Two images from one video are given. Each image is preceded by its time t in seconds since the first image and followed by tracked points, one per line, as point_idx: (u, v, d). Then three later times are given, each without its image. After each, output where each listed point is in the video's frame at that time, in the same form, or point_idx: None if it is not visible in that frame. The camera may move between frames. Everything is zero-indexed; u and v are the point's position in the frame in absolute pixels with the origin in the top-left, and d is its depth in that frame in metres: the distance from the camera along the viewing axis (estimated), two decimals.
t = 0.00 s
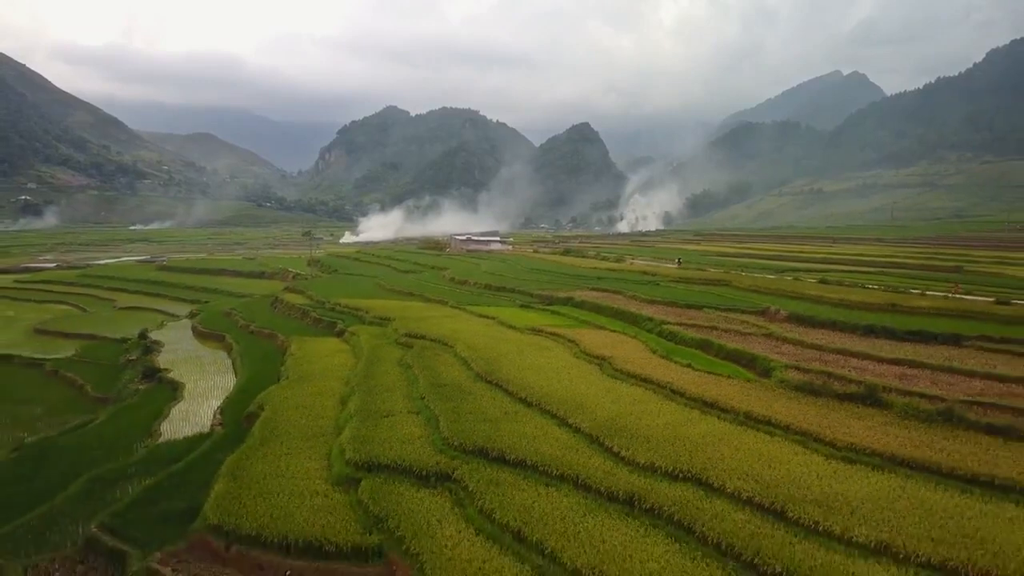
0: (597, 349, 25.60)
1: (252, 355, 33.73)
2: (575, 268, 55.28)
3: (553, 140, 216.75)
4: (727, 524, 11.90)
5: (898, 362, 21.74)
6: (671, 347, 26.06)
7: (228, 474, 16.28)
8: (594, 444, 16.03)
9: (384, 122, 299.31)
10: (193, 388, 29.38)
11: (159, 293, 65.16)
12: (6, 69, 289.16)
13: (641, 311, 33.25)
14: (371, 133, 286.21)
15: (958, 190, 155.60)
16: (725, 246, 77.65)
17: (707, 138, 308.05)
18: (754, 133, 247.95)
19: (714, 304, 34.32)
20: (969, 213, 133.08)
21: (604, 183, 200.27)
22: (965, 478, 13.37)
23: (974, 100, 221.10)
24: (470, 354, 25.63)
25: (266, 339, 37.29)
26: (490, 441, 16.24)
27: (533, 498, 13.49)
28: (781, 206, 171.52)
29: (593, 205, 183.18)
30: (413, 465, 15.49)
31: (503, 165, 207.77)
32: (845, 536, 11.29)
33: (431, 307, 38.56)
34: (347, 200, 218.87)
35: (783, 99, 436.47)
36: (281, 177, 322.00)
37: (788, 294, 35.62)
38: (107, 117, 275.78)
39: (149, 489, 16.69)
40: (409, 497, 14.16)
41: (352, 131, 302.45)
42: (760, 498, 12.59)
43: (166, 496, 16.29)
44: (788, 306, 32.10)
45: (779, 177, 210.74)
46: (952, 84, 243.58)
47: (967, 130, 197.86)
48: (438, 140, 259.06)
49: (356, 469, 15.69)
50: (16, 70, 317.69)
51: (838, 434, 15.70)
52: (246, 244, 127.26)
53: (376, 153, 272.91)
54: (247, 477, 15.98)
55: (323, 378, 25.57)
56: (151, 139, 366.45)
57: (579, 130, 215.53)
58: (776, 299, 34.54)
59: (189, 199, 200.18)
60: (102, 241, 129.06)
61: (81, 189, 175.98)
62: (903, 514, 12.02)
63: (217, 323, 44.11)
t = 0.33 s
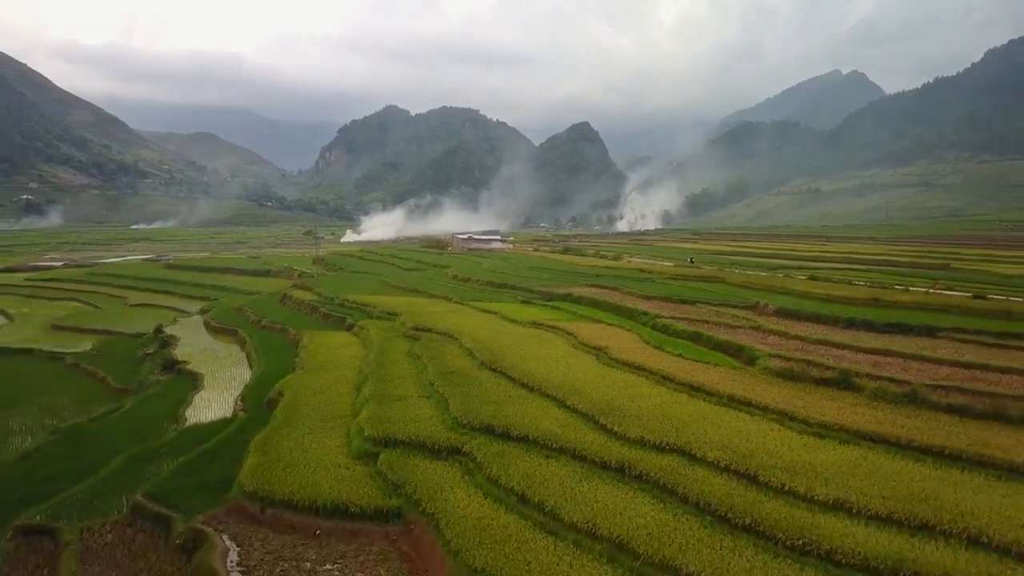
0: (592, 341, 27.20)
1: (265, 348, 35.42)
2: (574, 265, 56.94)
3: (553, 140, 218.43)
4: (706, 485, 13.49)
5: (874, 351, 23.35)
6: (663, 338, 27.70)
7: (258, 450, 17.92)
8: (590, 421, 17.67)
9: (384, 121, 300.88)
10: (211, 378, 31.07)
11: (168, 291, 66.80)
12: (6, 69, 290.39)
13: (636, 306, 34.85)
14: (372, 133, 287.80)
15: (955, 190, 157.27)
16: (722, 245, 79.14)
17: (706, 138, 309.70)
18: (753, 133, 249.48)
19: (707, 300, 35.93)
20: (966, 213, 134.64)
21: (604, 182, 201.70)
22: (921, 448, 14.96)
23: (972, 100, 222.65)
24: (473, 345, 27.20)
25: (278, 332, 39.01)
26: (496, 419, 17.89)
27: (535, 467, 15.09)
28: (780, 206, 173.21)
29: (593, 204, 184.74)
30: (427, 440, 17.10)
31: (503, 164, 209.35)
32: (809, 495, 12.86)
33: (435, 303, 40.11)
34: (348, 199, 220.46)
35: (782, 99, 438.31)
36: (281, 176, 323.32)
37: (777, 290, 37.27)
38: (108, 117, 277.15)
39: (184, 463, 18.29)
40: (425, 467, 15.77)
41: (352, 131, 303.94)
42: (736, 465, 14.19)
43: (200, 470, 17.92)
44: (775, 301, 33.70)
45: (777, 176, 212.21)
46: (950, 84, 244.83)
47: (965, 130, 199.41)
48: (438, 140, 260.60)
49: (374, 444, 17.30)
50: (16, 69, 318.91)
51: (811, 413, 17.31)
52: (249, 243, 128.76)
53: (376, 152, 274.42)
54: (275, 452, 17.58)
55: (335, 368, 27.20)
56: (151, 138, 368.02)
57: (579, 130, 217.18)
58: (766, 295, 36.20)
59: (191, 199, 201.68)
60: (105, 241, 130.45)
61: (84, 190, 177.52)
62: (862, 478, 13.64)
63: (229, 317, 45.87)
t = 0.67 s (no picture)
0: (589, 334, 28.81)
1: (277, 342, 37.05)
2: (573, 263, 58.54)
3: (553, 140, 220.00)
4: (686, 455, 15.11)
5: (852, 341, 24.99)
6: (656, 331, 29.33)
7: (281, 430, 19.56)
8: (584, 403, 19.30)
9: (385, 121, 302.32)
10: (227, 370, 32.72)
11: (177, 288, 68.39)
12: (8, 69, 291.55)
13: (633, 302, 36.46)
14: (372, 132, 289.35)
15: (952, 189, 158.87)
16: (719, 244, 80.75)
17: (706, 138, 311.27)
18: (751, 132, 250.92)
19: (699, 295, 37.53)
20: (961, 212, 136.13)
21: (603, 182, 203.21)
22: (884, 425, 16.53)
23: (969, 100, 224.12)
24: (477, 337, 28.83)
25: (288, 327, 40.64)
26: (499, 401, 19.51)
27: (534, 442, 16.72)
28: (778, 205, 174.80)
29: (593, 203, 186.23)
30: (436, 420, 18.72)
31: (502, 163, 210.92)
32: (777, 463, 14.48)
33: (438, 300, 41.71)
34: (348, 199, 221.94)
35: (782, 98, 439.72)
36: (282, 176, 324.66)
37: (767, 286, 38.86)
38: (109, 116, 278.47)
39: (213, 442, 19.94)
40: (435, 444, 17.38)
41: (353, 130, 305.50)
42: (714, 439, 15.80)
43: (229, 448, 19.56)
44: (764, 296, 35.29)
45: (776, 176, 213.62)
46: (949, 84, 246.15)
47: (962, 130, 200.94)
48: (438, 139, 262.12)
49: (388, 424, 18.93)
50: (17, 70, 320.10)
51: (787, 395, 18.93)
52: (251, 242, 130.23)
53: (377, 151, 275.92)
54: (298, 431, 19.26)
55: (346, 359, 28.85)
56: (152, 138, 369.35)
57: (578, 129, 218.76)
58: (756, 291, 37.79)
59: (192, 198, 203.06)
60: (109, 240, 131.84)
61: (86, 189, 178.91)
62: (826, 449, 15.23)
63: (239, 314, 47.46)
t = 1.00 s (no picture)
0: (585, 327, 30.38)
1: (288, 336, 38.75)
2: (571, 262, 60.15)
3: (554, 140, 221.73)
4: (667, 431, 16.76)
5: (833, 333, 26.60)
6: (650, 324, 30.97)
7: (299, 412, 21.25)
8: (579, 387, 20.96)
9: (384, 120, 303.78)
10: (241, 362, 34.39)
11: (184, 286, 70.08)
12: (9, 69, 292.91)
13: (629, 298, 38.08)
14: (372, 132, 290.84)
15: (949, 189, 160.48)
16: (714, 243, 82.21)
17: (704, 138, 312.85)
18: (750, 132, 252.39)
19: (691, 292, 39.17)
20: (957, 212, 137.61)
21: (603, 181, 204.84)
22: (849, 405, 18.17)
23: (967, 100, 225.59)
24: (479, 331, 30.41)
25: (298, 322, 42.31)
26: (499, 386, 21.19)
27: (531, 421, 18.38)
28: (777, 204, 176.40)
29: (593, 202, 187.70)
30: (442, 402, 20.40)
31: (502, 162, 212.51)
32: (749, 436, 16.13)
33: (440, 296, 43.31)
34: (349, 199, 223.51)
35: (780, 98, 441.09)
36: (282, 176, 325.93)
37: (756, 283, 40.53)
38: (109, 115, 279.74)
39: (237, 425, 21.59)
40: (443, 423, 19.05)
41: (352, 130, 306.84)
42: (694, 417, 17.44)
43: (251, 428, 21.28)
44: (753, 293, 36.92)
45: (774, 176, 215.18)
46: (945, 84, 247.64)
47: (960, 130, 202.46)
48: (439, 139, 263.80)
49: (398, 407, 20.59)
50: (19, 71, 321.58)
51: (764, 380, 20.58)
52: (253, 242, 131.78)
53: (377, 151, 277.41)
54: (315, 413, 20.91)
55: (354, 351, 30.56)
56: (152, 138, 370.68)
57: (579, 128, 220.48)
58: (746, 287, 39.44)
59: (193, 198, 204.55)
60: (112, 240, 133.29)
61: (87, 189, 180.32)
62: (795, 425, 16.84)
63: (248, 310, 49.15)
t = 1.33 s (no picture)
0: (580, 320, 32.01)
1: (296, 329, 40.41)
2: (569, 260, 61.75)
3: (553, 139, 223.48)
4: (651, 410, 18.41)
5: (814, 325, 28.27)
6: (642, 318, 32.56)
7: (313, 396, 22.92)
8: (573, 373, 22.58)
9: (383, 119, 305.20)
10: (253, 354, 36.06)
11: (191, 284, 71.67)
12: (9, 68, 293.96)
13: (624, 293, 39.74)
14: (371, 131, 292.37)
15: (945, 189, 162.07)
16: (711, 242, 83.80)
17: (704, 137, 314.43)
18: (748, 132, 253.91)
19: (683, 288, 40.82)
20: (952, 211, 139.18)
21: (602, 180, 206.48)
22: (821, 388, 19.79)
23: (964, 100, 227.05)
24: (479, 324, 32.03)
25: (305, 317, 43.93)
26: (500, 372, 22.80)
27: (528, 403, 20.03)
28: (775, 203, 178.02)
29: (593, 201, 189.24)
30: (447, 386, 22.05)
31: (502, 161, 214.22)
32: (724, 414, 17.79)
33: (442, 292, 44.95)
34: (349, 198, 225.09)
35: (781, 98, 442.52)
36: (282, 175, 327.31)
37: (746, 279, 42.15)
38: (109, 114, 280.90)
39: (255, 409, 23.26)
40: (447, 406, 20.69)
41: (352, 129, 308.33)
42: (677, 399, 19.07)
43: (268, 411, 22.94)
44: (743, 288, 38.57)
45: (772, 175, 216.71)
46: (943, 84, 249.01)
47: (957, 130, 204.01)
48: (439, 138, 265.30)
49: (405, 391, 22.22)
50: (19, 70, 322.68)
51: (744, 366, 22.22)
52: (255, 241, 133.35)
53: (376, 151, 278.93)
54: (328, 398, 22.56)
55: (360, 342, 32.17)
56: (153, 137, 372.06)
57: (579, 127, 222.27)
58: (736, 284, 41.09)
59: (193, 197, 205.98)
60: (114, 238, 134.69)
61: (87, 187, 181.72)
62: (768, 406, 18.47)
63: (256, 306, 50.82)
